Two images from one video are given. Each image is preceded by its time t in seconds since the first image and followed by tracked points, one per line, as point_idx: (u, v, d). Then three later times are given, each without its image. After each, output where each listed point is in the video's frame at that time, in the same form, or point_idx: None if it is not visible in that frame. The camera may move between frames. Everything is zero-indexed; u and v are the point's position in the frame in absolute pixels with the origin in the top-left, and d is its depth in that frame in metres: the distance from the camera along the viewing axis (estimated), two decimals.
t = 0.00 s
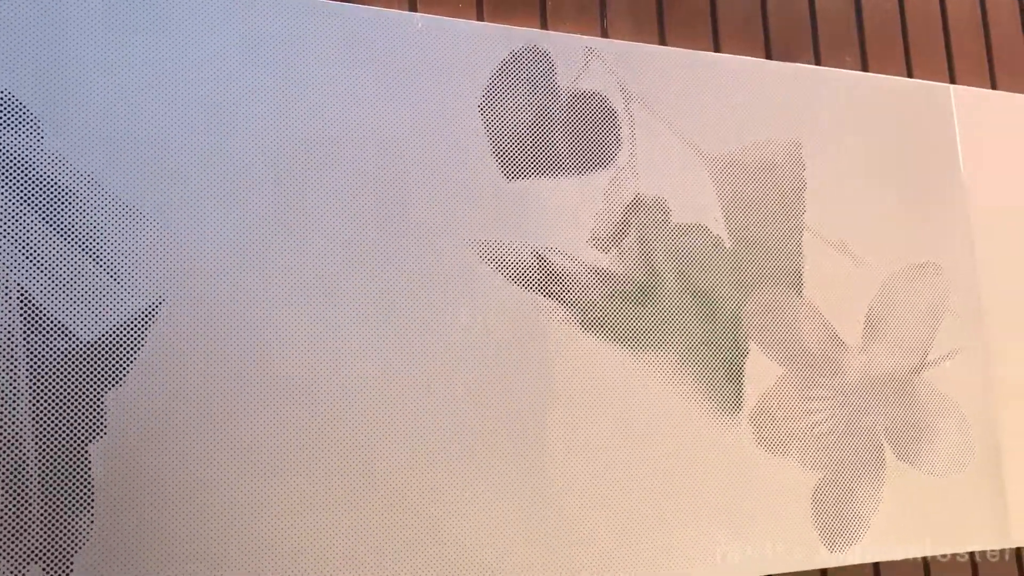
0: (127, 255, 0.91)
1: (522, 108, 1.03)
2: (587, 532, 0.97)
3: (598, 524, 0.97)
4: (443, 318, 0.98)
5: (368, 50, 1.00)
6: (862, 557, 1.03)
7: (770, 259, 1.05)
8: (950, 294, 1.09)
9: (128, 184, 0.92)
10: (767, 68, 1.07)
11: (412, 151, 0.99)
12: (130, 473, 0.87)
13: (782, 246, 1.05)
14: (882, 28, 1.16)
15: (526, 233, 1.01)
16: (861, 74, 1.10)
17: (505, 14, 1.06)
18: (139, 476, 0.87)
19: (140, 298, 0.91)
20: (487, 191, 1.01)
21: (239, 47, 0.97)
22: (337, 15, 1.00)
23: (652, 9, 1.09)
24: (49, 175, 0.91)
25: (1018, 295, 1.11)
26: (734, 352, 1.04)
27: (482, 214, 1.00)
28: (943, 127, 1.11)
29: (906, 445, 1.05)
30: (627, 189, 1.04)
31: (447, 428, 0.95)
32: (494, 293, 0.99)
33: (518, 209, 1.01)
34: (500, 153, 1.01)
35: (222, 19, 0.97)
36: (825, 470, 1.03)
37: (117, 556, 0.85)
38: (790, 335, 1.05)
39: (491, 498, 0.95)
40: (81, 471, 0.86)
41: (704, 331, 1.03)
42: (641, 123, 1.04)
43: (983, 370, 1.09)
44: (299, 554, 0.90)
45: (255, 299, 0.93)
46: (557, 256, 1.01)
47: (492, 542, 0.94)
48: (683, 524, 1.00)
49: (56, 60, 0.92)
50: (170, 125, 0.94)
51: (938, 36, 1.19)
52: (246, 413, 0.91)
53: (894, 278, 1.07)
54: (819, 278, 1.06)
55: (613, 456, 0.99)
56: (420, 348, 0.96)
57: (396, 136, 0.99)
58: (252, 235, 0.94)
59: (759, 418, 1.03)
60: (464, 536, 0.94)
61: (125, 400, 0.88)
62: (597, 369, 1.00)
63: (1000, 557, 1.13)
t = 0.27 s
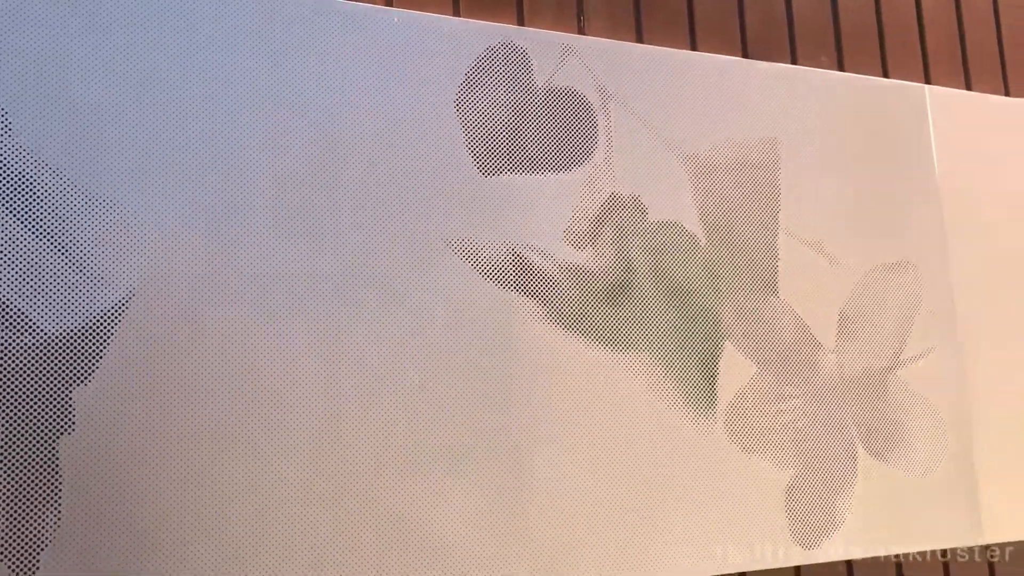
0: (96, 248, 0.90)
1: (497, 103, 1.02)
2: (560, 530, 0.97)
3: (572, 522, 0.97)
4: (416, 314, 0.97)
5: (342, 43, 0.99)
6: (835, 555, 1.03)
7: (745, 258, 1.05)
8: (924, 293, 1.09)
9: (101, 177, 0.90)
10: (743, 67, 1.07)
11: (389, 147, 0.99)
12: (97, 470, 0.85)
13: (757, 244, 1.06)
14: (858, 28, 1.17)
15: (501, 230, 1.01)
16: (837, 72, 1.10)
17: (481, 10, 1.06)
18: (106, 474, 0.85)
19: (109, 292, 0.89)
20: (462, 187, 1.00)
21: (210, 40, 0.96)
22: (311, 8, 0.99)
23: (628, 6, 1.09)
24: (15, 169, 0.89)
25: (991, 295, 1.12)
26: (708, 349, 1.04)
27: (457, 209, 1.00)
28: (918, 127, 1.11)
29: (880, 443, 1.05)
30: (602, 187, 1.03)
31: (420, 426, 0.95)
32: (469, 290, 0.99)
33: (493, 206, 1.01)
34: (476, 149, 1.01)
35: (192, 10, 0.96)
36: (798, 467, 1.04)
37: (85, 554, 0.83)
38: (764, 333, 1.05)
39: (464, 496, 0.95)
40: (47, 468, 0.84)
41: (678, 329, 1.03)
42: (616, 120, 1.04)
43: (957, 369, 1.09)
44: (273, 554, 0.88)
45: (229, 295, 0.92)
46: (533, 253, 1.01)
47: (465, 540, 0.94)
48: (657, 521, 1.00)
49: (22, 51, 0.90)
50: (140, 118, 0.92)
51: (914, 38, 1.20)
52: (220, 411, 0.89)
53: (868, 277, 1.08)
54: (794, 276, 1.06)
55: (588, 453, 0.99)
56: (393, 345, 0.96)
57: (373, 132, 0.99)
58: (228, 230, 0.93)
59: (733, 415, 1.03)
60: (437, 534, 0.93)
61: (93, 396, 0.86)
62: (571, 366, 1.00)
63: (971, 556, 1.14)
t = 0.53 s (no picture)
0: (62, 242, 0.87)
1: (472, 100, 1.02)
2: (532, 527, 0.96)
3: (545, 519, 0.97)
4: (390, 310, 0.96)
5: (315, 38, 0.99)
6: (807, 552, 1.03)
7: (719, 256, 1.06)
8: (896, 291, 1.10)
9: (70, 173, 0.88)
10: (717, 66, 1.07)
11: (364, 145, 0.98)
12: (63, 470, 0.83)
13: (731, 242, 1.06)
14: (831, 28, 1.17)
15: (474, 227, 1.00)
16: (812, 72, 1.11)
17: (456, 6, 1.06)
18: (72, 473, 0.83)
19: (76, 288, 0.87)
20: (436, 183, 1.00)
21: (181, 33, 0.95)
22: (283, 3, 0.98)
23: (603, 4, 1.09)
24: None
25: (962, 294, 1.13)
26: (681, 347, 1.04)
27: (431, 205, 0.99)
28: (891, 127, 1.12)
29: (852, 440, 1.06)
30: (577, 184, 1.03)
31: (392, 423, 0.94)
32: (442, 286, 0.98)
33: (467, 203, 1.00)
34: (449, 147, 1.01)
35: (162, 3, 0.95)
36: (771, 465, 1.04)
37: (50, 556, 0.81)
38: (737, 331, 1.05)
39: (435, 494, 0.94)
40: (10, 469, 0.81)
41: (652, 327, 1.03)
42: (592, 118, 1.04)
43: (928, 367, 1.10)
44: (245, 555, 0.87)
45: (202, 293, 0.90)
46: (507, 250, 1.01)
47: (437, 538, 0.93)
48: (630, 519, 1.00)
49: None
50: (109, 111, 0.91)
51: (887, 39, 1.21)
52: (191, 411, 0.88)
53: (840, 276, 1.08)
54: (767, 274, 1.06)
55: (562, 451, 0.99)
56: (365, 342, 0.95)
57: (348, 130, 0.98)
58: (201, 228, 0.92)
59: (706, 413, 1.03)
60: (409, 533, 0.92)
61: (58, 394, 0.84)
62: (545, 363, 1.00)
63: (941, 553, 1.15)
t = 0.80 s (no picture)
0: (28, 240, 0.86)
1: (447, 98, 1.02)
2: (505, 526, 0.96)
3: (517, 518, 0.97)
4: (362, 308, 0.96)
5: (288, 34, 0.98)
6: (780, 549, 1.04)
7: (692, 254, 1.06)
8: (869, 290, 1.11)
9: (41, 169, 0.87)
10: (693, 65, 1.08)
11: (340, 143, 0.98)
12: (29, 471, 0.81)
13: (705, 241, 1.06)
14: (806, 29, 1.18)
15: (448, 226, 1.00)
16: (786, 72, 1.11)
17: (431, 4, 1.05)
18: (39, 475, 0.81)
19: (44, 286, 0.85)
20: (410, 181, 0.99)
21: (150, 26, 0.93)
22: None
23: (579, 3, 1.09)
24: None
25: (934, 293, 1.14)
26: (655, 345, 1.04)
27: (405, 203, 0.99)
28: (865, 128, 1.13)
29: (825, 438, 1.06)
30: (552, 183, 1.04)
31: (366, 423, 0.94)
32: (416, 285, 0.98)
33: (441, 201, 1.00)
34: (423, 144, 1.00)
35: None
36: (744, 463, 1.04)
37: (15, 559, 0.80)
38: (711, 329, 1.06)
39: (408, 493, 0.94)
40: None
41: (625, 325, 1.04)
42: (566, 117, 1.04)
43: (901, 365, 1.11)
44: (221, 556, 0.87)
45: (177, 292, 0.89)
46: (481, 248, 1.01)
47: (410, 537, 0.93)
48: (604, 516, 1.00)
49: None
50: (76, 105, 0.89)
51: (861, 40, 1.22)
52: (167, 412, 0.87)
53: (814, 275, 1.09)
54: (741, 273, 1.07)
55: (535, 449, 0.99)
56: (339, 341, 0.94)
57: (324, 128, 0.97)
58: (177, 226, 0.90)
59: (680, 411, 1.04)
60: (383, 531, 0.92)
61: (23, 395, 0.82)
62: (519, 362, 1.00)
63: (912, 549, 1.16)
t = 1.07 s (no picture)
0: None
1: (420, 95, 1.02)
2: (478, 524, 0.96)
3: (490, 515, 0.97)
4: (334, 305, 0.95)
5: (260, 29, 0.97)
6: (753, 546, 1.04)
7: (666, 252, 1.06)
8: (841, 288, 1.11)
9: (8, 163, 0.85)
10: (667, 63, 1.08)
11: (314, 139, 0.97)
12: None
13: (679, 239, 1.07)
14: (780, 29, 1.19)
15: (422, 222, 1.00)
16: (760, 71, 1.12)
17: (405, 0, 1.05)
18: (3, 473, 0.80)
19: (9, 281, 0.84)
20: (383, 177, 0.99)
21: (119, 19, 0.92)
22: None
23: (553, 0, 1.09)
24: None
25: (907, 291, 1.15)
26: (628, 343, 1.05)
27: (378, 199, 0.98)
28: (838, 127, 1.13)
29: (797, 436, 1.07)
30: (526, 180, 1.04)
31: (338, 421, 0.93)
32: (388, 282, 0.97)
33: (415, 198, 1.00)
34: (396, 141, 1.00)
35: None
36: (717, 460, 1.05)
37: None
38: (685, 327, 1.06)
39: (380, 491, 0.93)
40: None
41: (599, 323, 1.04)
42: (540, 114, 1.04)
43: (873, 363, 1.11)
44: (193, 557, 0.85)
45: (148, 290, 0.88)
46: (455, 246, 1.01)
47: (382, 536, 0.92)
48: (577, 514, 1.00)
49: None
50: (44, 98, 0.87)
51: (836, 39, 1.22)
52: (137, 411, 0.86)
53: (787, 273, 1.10)
54: (714, 270, 1.07)
55: (508, 447, 0.99)
56: (311, 338, 0.94)
57: (297, 124, 0.97)
58: (148, 223, 0.89)
59: (653, 409, 1.04)
60: (354, 530, 0.91)
61: None
62: (493, 359, 1.00)
63: (884, 547, 1.17)
